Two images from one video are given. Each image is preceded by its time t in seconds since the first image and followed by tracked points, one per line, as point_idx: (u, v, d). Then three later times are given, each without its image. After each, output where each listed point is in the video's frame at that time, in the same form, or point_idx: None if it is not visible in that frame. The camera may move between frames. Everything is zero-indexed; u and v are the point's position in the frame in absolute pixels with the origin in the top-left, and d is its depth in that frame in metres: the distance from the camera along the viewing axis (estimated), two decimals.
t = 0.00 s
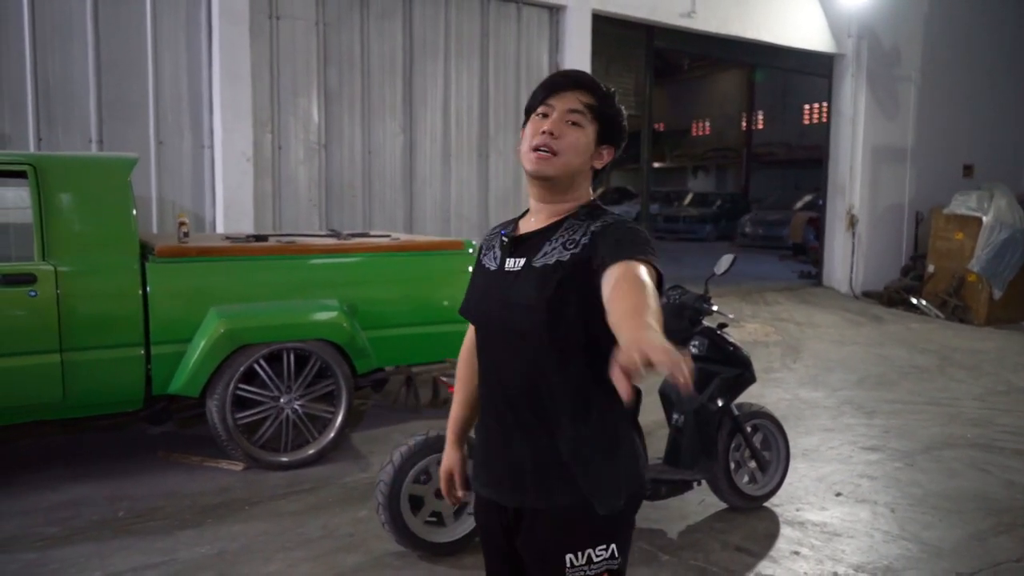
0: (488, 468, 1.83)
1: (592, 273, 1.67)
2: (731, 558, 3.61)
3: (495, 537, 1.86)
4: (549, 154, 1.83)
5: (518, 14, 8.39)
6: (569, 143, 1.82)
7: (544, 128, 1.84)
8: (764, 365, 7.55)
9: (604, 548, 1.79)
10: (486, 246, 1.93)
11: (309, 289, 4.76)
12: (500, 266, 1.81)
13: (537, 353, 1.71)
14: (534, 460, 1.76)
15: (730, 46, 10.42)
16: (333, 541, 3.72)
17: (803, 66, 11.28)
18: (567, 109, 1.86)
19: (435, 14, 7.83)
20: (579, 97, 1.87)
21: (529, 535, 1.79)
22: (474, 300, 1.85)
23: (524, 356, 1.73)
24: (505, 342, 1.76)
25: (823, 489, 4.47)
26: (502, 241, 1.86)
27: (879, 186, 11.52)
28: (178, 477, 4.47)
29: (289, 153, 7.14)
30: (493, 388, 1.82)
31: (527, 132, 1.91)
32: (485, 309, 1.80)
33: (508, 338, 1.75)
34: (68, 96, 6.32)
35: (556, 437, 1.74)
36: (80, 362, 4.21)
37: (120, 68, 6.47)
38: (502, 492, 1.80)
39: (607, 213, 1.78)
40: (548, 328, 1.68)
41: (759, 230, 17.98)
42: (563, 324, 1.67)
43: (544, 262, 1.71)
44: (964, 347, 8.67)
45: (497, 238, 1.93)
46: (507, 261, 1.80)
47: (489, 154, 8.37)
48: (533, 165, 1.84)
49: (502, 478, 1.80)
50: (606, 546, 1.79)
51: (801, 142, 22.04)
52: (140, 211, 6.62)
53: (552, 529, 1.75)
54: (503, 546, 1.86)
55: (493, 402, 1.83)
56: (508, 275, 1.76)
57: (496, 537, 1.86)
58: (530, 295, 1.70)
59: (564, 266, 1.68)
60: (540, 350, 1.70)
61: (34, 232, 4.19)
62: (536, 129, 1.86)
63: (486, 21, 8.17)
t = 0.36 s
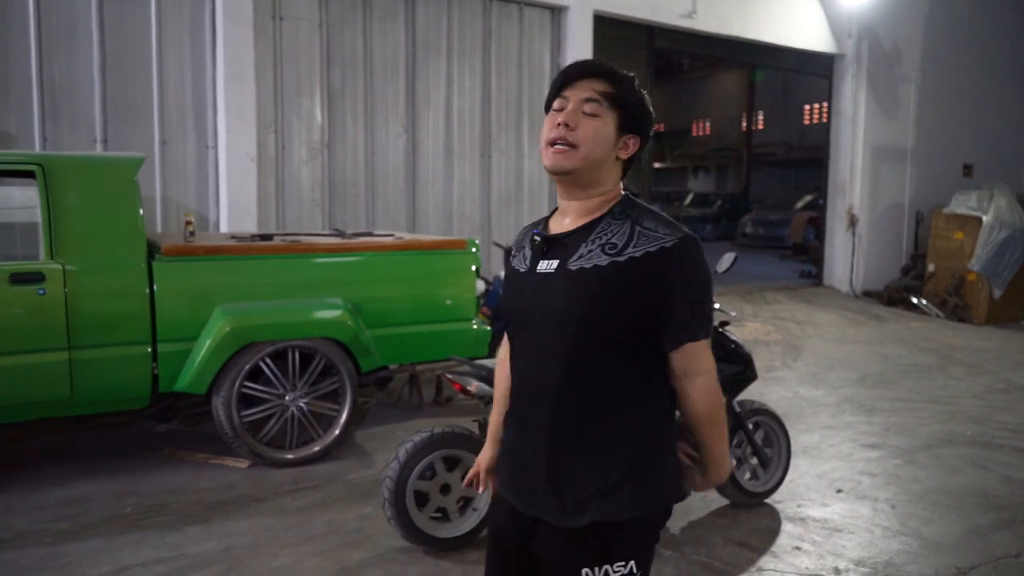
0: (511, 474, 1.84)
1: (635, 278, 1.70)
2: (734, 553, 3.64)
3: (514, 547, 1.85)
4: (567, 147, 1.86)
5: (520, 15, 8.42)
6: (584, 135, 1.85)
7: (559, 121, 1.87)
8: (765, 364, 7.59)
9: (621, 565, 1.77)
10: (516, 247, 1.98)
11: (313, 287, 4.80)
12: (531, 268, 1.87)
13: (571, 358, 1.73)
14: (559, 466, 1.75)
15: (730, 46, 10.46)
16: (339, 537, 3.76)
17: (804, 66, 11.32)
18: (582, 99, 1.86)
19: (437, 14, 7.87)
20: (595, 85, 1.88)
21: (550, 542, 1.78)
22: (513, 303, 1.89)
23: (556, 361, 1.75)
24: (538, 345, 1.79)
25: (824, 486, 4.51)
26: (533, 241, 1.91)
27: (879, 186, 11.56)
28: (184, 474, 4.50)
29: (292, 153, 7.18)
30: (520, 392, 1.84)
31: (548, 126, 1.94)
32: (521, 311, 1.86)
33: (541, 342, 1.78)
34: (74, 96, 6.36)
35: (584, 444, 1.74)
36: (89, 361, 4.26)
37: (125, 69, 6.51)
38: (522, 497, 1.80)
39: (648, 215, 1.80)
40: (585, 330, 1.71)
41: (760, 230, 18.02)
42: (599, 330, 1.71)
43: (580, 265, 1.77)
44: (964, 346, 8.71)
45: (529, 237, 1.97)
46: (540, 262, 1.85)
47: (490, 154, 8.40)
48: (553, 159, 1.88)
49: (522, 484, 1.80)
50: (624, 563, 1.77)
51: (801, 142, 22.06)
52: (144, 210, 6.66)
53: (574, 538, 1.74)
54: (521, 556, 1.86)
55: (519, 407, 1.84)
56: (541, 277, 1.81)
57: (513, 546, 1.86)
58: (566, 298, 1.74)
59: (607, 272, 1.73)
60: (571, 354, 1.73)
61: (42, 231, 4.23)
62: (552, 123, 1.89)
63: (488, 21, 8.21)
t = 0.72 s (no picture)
0: (537, 476, 1.80)
1: (677, 275, 1.74)
2: (727, 550, 3.67)
3: (534, 549, 1.82)
4: (617, 154, 1.85)
5: (513, 15, 8.43)
6: (633, 141, 1.86)
7: (608, 128, 1.86)
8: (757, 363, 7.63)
9: (657, 551, 1.81)
10: (526, 239, 1.87)
11: (308, 286, 4.81)
12: (565, 262, 1.79)
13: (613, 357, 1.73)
14: (601, 465, 1.75)
15: (722, 46, 10.49)
16: (333, 536, 3.76)
17: (795, 66, 11.37)
18: (624, 104, 1.88)
19: (430, 14, 7.88)
20: (632, 90, 1.91)
21: (585, 542, 1.78)
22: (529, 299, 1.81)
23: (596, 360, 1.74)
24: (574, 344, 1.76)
25: (816, 483, 4.54)
26: (569, 235, 1.82)
27: (870, 186, 11.62)
28: (178, 473, 4.50)
29: (285, 152, 7.17)
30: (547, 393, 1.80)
31: (579, 130, 1.91)
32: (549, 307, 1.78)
33: (579, 341, 1.75)
34: (66, 95, 6.34)
35: (627, 442, 1.75)
36: (83, 359, 4.24)
37: (118, 68, 6.49)
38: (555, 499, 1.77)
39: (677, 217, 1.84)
40: (633, 327, 1.72)
41: (751, 230, 18.08)
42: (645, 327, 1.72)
43: (623, 261, 1.75)
44: (954, 345, 8.77)
45: (548, 228, 1.87)
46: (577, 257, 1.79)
47: (483, 153, 8.41)
48: (602, 167, 1.86)
49: (556, 487, 1.77)
50: (661, 548, 1.81)
51: (792, 143, 22.15)
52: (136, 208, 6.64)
53: (613, 536, 1.76)
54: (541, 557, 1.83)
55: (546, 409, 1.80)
56: (581, 274, 1.76)
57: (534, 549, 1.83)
58: (612, 295, 1.73)
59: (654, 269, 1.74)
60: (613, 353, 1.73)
61: (34, 230, 4.21)
62: (597, 130, 1.87)
63: (481, 21, 8.21)
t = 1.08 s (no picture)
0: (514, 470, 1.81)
1: (648, 270, 1.75)
2: (713, 549, 3.68)
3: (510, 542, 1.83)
4: (574, 153, 1.86)
5: (503, 15, 8.43)
6: (585, 133, 1.85)
7: (555, 132, 1.86)
8: (745, 362, 7.65)
9: (629, 546, 1.80)
10: (509, 238, 1.89)
11: (297, 286, 4.79)
12: (546, 260, 1.81)
13: (588, 351, 1.76)
14: (576, 457, 1.76)
15: (711, 46, 10.52)
16: (320, 536, 3.75)
17: (784, 67, 11.41)
18: (565, 102, 1.88)
19: (420, 14, 7.87)
20: (571, 87, 1.91)
21: (559, 536, 1.78)
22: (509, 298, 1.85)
23: (572, 355, 1.77)
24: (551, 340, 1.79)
25: (803, 482, 4.56)
26: (545, 236, 1.84)
27: (858, 186, 11.68)
28: (164, 474, 4.48)
29: (273, 152, 7.15)
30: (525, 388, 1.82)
31: (535, 143, 1.92)
32: (528, 303, 1.81)
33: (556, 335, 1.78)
34: (53, 94, 6.30)
35: (601, 435, 1.77)
36: (69, 360, 4.22)
37: (105, 66, 6.46)
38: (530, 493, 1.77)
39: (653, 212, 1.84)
40: (607, 321, 1.75)
41: (741, 230, 18.13)
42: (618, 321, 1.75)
43: (599, 258, 1.77)
44: (942, 344, 8.82)
45: (532, 229, 1.88)
46: (556, 256, 1.81)
47: (473, 153, 8.41)
48: (565, 170, 1.86)
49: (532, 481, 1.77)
50: (632, 543, 1.80)
51: (782, 143, 22.22)
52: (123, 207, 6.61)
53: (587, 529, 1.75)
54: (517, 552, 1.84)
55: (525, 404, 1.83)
56: (561, 272, 1.78)
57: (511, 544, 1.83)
58: (587, 289, 1.75)
59: (627, 264, 1.75)
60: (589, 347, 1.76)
61: (20, 229, 4.18)
62: (546, 136, 1.88)
63: (470, 20, 8.21)
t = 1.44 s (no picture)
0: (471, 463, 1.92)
1: (568, 269, 1.76)
2: (697, 550, 3.69)
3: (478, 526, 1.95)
4: (486, 173, 1.86)
5: (492, 16, 8.44)
6: (492, 151, 1.85)
7: (466, 154, 1.87)
8: (735, 363, 7.67)
9: (573, 532, 1.85)
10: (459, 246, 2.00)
11: (284, 288, 4.79)
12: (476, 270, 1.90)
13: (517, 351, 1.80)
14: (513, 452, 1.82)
15: (701, 47, 10.54)
16: (304, 538, 3.75)
17: (774, 67, 11.44)
18: (473, 122, 1.87)
19: (408, 15, 7.87)
20: (479, 102, 1.89)
21: (508, 523, 1.86)
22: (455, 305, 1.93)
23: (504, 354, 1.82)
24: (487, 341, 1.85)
25: (788, 483, 4.57)
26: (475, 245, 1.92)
27: (848, 186, 11.71)
28: (151, 476, 4.47)
29: (262, 153, 7.14)
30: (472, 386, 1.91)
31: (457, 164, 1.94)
32: (468, 309, 1.89)
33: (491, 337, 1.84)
34: (39, 96, 6.29)
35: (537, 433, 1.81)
36: (54, 362, 4.21)
37: (92, 68, 6.45)
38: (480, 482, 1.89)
39: (579, 212, 1.84)
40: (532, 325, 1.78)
41: (733, 230, 18.14)
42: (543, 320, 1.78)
43: (521, 266, 1.80)
44: (931, 344, 8.86)
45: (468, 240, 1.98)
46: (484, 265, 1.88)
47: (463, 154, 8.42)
48: (482, 191, 1.88)
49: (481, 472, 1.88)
50: (576, 531, 1.84)
51: (774, 143, 22.25)
52: (111, 210, 6.60)
53: (529, 516, 1.83)
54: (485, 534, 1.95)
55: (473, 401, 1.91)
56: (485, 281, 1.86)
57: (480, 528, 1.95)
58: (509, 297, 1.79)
59: (542, 272, 1.76)
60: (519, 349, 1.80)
61: (3, 232, 4.17)
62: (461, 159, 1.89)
63: (460, 21, 8.21)
